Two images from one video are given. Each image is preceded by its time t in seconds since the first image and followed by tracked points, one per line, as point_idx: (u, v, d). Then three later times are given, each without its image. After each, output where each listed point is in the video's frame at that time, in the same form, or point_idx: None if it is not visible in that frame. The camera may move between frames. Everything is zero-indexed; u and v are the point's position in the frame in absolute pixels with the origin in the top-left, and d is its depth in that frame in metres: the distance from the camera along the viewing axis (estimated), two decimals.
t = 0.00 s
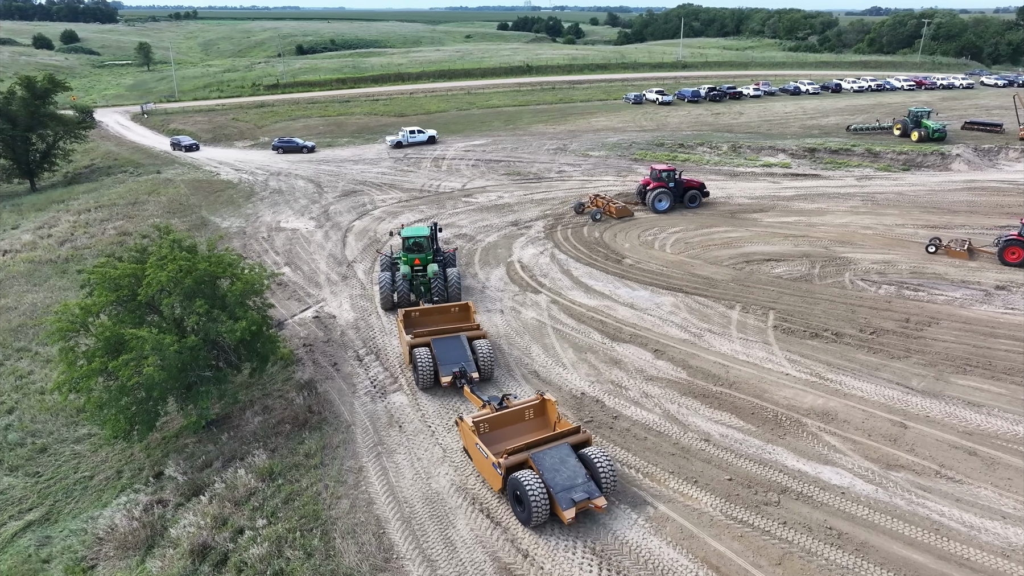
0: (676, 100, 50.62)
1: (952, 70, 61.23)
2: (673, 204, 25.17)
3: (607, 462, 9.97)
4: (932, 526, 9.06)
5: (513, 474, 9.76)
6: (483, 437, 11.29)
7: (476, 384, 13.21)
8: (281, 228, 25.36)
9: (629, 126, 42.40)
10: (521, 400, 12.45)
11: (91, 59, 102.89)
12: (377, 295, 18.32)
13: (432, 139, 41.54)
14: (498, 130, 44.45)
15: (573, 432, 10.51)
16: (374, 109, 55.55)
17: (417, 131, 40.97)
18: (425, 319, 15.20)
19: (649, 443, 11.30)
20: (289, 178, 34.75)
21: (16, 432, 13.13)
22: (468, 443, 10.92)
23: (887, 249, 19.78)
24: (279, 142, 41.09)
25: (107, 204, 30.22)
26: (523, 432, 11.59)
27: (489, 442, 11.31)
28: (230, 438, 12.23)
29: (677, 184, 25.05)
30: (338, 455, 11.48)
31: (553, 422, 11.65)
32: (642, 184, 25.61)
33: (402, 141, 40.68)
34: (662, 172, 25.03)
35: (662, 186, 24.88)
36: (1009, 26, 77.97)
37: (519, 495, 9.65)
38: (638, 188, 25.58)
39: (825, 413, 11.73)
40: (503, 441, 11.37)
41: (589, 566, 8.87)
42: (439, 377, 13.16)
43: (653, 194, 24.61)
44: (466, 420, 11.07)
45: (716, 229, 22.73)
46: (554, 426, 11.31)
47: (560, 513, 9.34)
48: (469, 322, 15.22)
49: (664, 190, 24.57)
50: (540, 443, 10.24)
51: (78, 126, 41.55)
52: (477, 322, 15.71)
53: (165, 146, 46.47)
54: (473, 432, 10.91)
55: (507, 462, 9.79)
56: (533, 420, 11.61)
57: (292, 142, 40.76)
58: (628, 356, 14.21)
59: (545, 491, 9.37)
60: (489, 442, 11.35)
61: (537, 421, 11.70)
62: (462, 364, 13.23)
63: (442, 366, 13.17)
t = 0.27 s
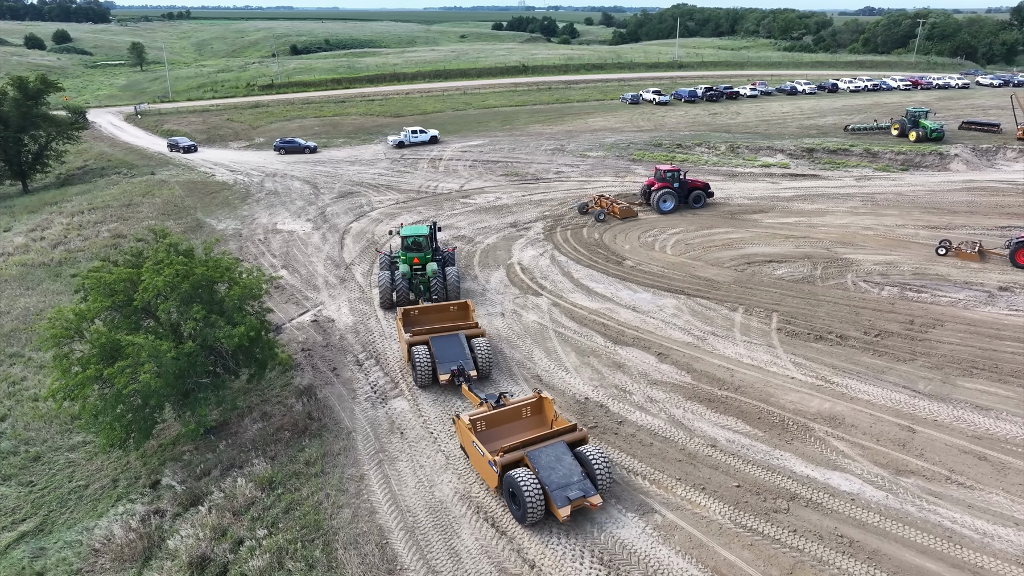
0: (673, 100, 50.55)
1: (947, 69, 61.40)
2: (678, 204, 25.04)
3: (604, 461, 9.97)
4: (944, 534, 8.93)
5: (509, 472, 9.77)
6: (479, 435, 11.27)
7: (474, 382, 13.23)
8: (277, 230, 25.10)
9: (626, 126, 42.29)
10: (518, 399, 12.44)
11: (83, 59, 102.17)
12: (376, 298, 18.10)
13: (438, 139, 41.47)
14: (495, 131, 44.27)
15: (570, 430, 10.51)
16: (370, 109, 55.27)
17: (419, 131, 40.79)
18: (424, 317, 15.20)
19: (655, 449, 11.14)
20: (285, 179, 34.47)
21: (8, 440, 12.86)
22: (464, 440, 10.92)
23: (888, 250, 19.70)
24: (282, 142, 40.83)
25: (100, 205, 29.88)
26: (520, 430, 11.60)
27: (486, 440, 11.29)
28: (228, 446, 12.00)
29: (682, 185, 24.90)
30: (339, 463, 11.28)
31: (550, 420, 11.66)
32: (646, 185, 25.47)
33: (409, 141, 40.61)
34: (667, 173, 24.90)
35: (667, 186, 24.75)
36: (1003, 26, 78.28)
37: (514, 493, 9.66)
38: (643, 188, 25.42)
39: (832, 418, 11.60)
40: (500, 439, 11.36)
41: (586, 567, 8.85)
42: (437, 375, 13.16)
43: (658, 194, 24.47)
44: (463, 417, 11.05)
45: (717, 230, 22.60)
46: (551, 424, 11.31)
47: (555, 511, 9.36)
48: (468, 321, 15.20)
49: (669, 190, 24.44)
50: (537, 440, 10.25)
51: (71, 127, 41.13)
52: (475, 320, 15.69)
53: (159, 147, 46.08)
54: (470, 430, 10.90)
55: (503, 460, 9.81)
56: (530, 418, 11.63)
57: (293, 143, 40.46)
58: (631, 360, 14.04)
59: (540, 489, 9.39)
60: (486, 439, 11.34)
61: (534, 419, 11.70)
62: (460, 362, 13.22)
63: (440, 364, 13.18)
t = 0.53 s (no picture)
0: (669, 100, 50.47)
1: (942, 69, 61.56)
2: (683, 205, 24.91)
3: (599, 459, 10.04)
4: (958, 542, 8.81)
5: (504, 470, 9.87)
6: (476, 434, 11.34)
7: (471, 381, 13.30)
8: (273, 232, 24.85)
9: (624, 127, 42.16)
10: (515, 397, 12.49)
11: (75, 59, 101.43)
12: (375, 301, 17.88)
13: (438, 139, 41.32)
14: (492, 131, 44.07)
15: (566, 429, 10.58)
16: (366, 109, 54.99)
17: (422, 131, 40.76)
18: (421, 315, 15.22)
19: (661, 455, 10.98)
20: (281, 181, 34.18)
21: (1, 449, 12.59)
22: (461, 439, 11.00)
23: (890, 251, 19.61)
24: (283, 142, 40.42)
25: (94, 208, 29.55)
26: (516, 428, 11.65)
27: (482, 438, 11.36)
28: (226, 454, 11.77)
29: (687, 185, 24.76)
30: (340, 471, 11.07)
31: (547, 418, 11.68)
32: (651, 185, 25.33)
33: (412, 141, 40.50)
34: (672, 173, 24.80)
35: (671, 187, 24.63)
36: (997, 26, 78.59)
37: (510, 491, 9.74)
38: (647, 188, 25.25)
39: (839, 422, 11.47)
40: (497, 438, 11.42)
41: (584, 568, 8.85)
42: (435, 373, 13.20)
43: (663, 194, 24.30)
44: (460, 416, 11.14)
45: (717, 231, 22.48)
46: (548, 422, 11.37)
47: (551, 510, 9.41)
48: (465, 319, 15.19)
49: (674, 191, 24.28)
50: (533, 439, 10.34)
51: (63, 127, 40.74)
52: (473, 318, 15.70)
53: (153, 148, 45.69)
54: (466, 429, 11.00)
55: (498, 459, 9.92)
56: (527, 416, 11.65)
57: (295, 143, 40.18)
58: (635, 364, 13.88)
59: (535, 487, 9.47)
60: (482, 437, 11.41)
61: (531, 418, 11.75)
62: (458, 360, 13.29)
63: (438, 363, 13.21)
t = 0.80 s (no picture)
0: (667, 100, 50.36)
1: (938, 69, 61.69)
2: (688, 205, 24.76)
3: (595, 457, 10.14)
4: (971, 550, 8.68)
5: (499, 468, 9.97)
6: (473, 431, 11.54)
7: (470, 379, 13.39)
8: (270, 235, 24.59)
9: (621, 127, 42.01)
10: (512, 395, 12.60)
11: (68, 59, 100.68)
12: (374, 304, 17.66)
13: (442, 139, 41.24)
14: (489, 132, 43.86)
15: (563, 426, 10.69)
16: (361, 110, 54.69)
17: (424, 130, 40.63)
18: (420, 314, 15.43)
19: (668, 462, 10.83)
20: (277, 182, 33.90)
21: None
22: (458, 437, 11.18)
23: (892, 252, 19.51)
24: (284, 142, 40.03)
25: (87, 210, 29.20)
26: (513, 426, 11.83)
27: (479, 436, 11.55)
28: (225, 462, 11.54)
29: (692, 186, 24.62)
30: (341, 479, 10.87)
31: (544, 416, 11.86)
32: (655, 186, 25.16)
33: (411, 141, 40.28)
34: (677, 173, 24.64)
35: (676, 188, 24.49)
36: (991, 26, 78.87)
37: (505, 489, 9.84)
38: (652, 189, 25.08)
39: (847, 427, 11.34)
40: (494, 435, 11.61)
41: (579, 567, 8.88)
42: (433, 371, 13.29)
43: (668, 195, 24.14)
44: (457, 414, 11.32)
45: (717, 233, 22.35)
46: (544, 419, 11.52)
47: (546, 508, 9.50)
48: (464, 318, 15.39)
49: (679, 192, 24.14)
50: (529, 436, 10.45)
51: (56, 128, 40.32)
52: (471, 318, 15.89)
53: (147, 149, 45.28)
54: (463, 426, 11.18)
55: (494, 457, 10.02)
56: (524, 414, 11.83)
57: (297, 144, 39.87)
58: (639, 368, 13.71)
59: (530, 485, 9.56)
60: (479, 435, 11.60)
61: (528, 416, 11.93)
62: (457, 358, 13.33)
63: (436, 360, 13.30)
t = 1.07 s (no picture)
0: (664, 100, 50.27)
1: (934, 69, 61.82)
2: (693, 207, 24.62)
3: (591, 456, 10.15)
4: (986, 559, 8.53)
5: (496, 467, 9.98)
6: (470, 430, 11.49)
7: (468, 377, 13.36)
8: (267, 237, 24.34)
9: (619, 128, 41.87)
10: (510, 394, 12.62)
11: (61, 60, 100.05)
12: (373, 309, 17.45)
13: (445, 139, 41.13)
14: (486, 132, 43.68)
15: (560, 425, 10.71)
16: (358, 110, 54.41)
17: (427, 130, 40.52)
18: (419, 313, 15.49)
19: (675, 469, 10.66)
20: (273, 183, 33.62)
21: None
22: (455, 435, 11.14)
23: (894, 254, 19.42)
24: (286, 143, 39.77)
25: (81, 212, 28.88)
26: (511, 424, 11.81)
27: (477, 434, 11.49)
28: (223, 472, 11.30)
29: (696, 187, 24.52)
30: (342, 489, 10.65)
31: (541, 415, 11.87)
32: (660, 187, 25.01)
33: (416, 141, 40.20)
34: (681, 174, 24.51)
35: (680, 189, 24.36)
36: (985, 26, 79.20)
37: (501, 488, 9.85)
38: (656, 190, 24.95)
39: (855, 433, 11.20)
40: (491, 434, 11.56)
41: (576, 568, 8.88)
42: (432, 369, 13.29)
43: (673, 197, 24.02)
44: (454, 413, 11.31)
45: (718, 234, 22.23)
46: (542, 418, 11.53)
47: (542, 506, 9.52)
48: (462, 317, 15.42)
49: (684, 192, 24.00)
50: (526, 435, 10.46)
51: (49, 129, 39.98)
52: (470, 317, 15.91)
53: (141, 150, 44.91)
54: (460, 425, 11.15)
55: (490, 455, 10.04)
56: (521, 413, 11.81)
57: (298, 144, 39.58)
58: (643, 373, 13.54)
59: (526, 485, 9.57)
60: (477, 434, 11.53)
61: (525, 415, 11.92)
62: (455, 356, 13.35)
63: (435, 359, 13.30)
